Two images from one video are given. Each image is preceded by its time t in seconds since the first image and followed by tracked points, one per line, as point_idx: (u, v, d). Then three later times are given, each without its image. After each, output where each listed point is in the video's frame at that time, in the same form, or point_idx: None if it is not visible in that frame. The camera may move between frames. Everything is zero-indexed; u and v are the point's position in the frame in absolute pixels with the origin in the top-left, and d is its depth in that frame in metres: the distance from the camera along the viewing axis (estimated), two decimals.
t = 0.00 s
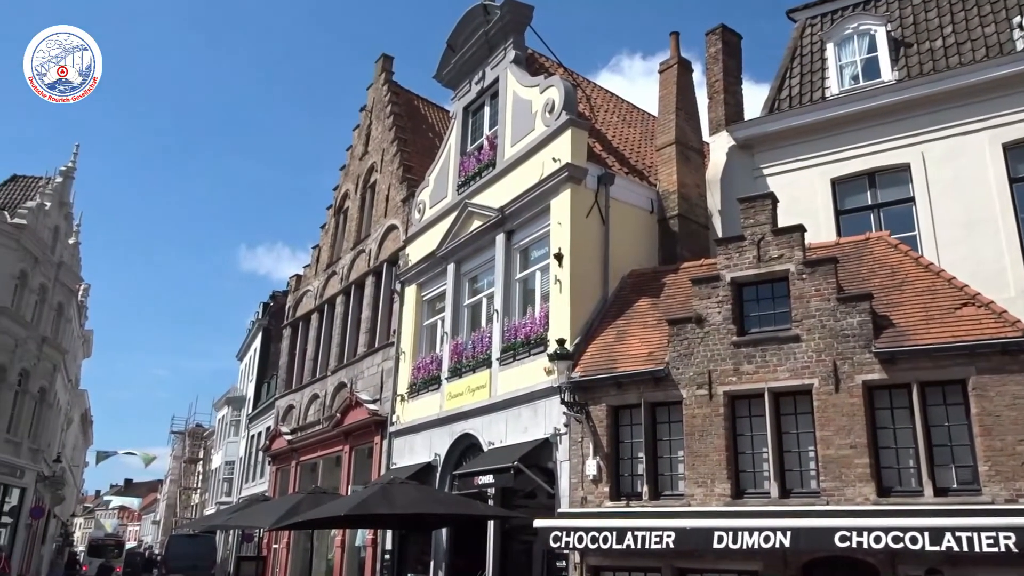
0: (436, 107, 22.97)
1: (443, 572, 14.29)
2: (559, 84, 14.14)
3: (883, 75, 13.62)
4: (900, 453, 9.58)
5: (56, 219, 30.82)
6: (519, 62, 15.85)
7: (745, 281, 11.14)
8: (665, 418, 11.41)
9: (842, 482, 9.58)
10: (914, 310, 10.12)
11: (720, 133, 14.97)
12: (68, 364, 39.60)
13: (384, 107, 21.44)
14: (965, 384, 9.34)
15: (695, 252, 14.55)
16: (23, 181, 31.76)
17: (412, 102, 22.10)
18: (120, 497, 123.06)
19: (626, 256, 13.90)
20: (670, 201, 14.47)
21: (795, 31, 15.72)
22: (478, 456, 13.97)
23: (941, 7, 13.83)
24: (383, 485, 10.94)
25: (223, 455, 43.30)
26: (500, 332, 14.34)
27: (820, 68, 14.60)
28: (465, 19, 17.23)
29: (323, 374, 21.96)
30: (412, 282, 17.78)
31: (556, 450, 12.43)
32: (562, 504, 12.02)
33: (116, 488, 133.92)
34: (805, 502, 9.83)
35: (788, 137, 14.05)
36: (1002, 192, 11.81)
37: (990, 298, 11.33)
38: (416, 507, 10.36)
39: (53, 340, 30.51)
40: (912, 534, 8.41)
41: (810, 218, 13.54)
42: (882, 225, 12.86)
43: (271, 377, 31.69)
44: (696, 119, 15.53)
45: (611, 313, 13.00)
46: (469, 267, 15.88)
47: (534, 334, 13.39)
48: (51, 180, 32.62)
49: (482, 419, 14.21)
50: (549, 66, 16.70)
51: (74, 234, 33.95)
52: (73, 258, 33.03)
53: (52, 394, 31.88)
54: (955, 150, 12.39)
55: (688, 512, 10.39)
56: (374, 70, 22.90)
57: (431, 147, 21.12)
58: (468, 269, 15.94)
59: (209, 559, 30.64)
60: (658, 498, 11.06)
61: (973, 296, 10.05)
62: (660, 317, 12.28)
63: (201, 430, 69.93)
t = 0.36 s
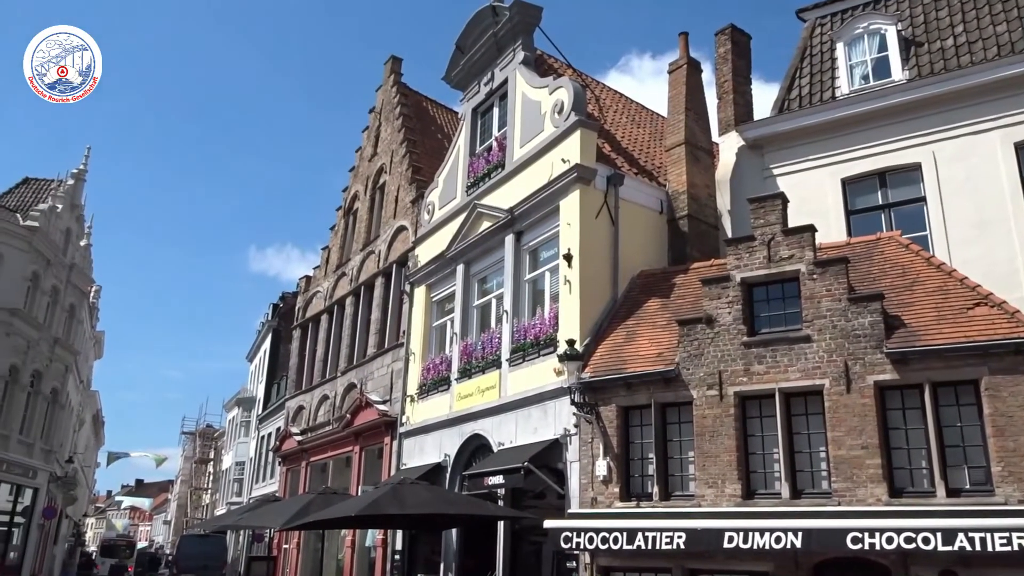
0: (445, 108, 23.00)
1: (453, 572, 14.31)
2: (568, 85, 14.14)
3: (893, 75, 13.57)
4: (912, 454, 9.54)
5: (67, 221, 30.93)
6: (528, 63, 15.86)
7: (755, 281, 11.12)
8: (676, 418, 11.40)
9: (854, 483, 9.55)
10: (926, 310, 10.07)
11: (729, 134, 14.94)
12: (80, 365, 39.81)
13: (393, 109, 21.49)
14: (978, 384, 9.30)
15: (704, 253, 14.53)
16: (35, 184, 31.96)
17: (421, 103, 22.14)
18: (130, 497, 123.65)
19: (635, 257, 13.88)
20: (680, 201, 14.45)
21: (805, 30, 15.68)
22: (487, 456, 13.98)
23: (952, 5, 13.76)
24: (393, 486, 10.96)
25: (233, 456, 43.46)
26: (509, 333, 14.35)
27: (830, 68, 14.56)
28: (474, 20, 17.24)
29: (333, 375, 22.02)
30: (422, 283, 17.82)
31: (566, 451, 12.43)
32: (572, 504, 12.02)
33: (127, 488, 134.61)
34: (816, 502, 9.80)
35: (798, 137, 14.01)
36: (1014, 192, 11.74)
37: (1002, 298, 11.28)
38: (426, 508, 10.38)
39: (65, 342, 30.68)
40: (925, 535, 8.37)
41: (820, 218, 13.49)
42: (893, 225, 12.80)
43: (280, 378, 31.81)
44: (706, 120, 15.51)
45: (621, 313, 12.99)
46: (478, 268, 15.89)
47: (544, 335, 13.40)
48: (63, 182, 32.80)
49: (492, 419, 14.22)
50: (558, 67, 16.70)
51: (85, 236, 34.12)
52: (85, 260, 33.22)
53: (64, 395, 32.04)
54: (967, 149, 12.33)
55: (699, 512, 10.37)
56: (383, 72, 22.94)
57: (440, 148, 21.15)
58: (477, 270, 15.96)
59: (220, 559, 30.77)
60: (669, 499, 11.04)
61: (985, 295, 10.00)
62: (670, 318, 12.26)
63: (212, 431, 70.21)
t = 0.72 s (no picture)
0: (453, 109, 23.02)
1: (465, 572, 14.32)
2: (576, 85, 14.13)
3: (903, 71, 13.51)
4: (925, 452, 9.49)
5: (79, 226, 31.05)
6: (536, 63, 15.86)
7: (766, 280, 11.09)
8: (687, 417, 11.38)
9: (867, 481, 9.51)
10: (938, 307, 10.03)
11: (738, 132, 14.92)
12: (92, 368, 40.02)
13: (402, 110, 21.52)
14: (991, 381, 9.25)
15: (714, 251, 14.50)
16: (47, 188, 32.15)
17: (429, 104, 22.17)
18: (143, 499, 124.23)
19: (645, 256, 13.87)
20: (689, 200, 14.42)
21: (813, 27, 15.63)
22: (499, 456, 13.99)
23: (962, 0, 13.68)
24: (405, 486, 10.98)
25: (244, 457, 43.61)
26: (520, 333, 14.35)
27: (839, 64, 14.51)
28: (482, 21, 17.26)
29: (344, 376, 22.07)
30: (431, 283, 17.85)
31: (577, 450, 12.42)
32: (584, 504, 12.02)
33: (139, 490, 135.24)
34: (830, 500, 9.77)
35: (807, 134, 13.97)
36: None
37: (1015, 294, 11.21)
38: (439, 508, 10.39)
39: (77, 345, 30.84)
40: (939, 533, 8.33)
41: (831, 215, 13.45)
42: (904, 222, 12.75)
43: (291, 380, 31.90)
44: (715, 118, 15.47)
45: (631, 313, 12.98)
46: (488, 269, 15.91)
47: (554, 335, 13.39)
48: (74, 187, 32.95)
49: (503, 420, 14.23)
50: (566, 67, 16.70)
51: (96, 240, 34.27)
52: (96, 263, 33.40)
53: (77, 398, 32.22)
54: (978, 145, 12.27)
55: (712, 511, 10.35)
56: (391, 73, 22.97)
57: (448, 148, 21.17)
58: (487, 270, 15.97)
59: (233, 560, 30.89)
60: (681, 498, 11.03)
61: (998, 292, 9.95)
62: (681, 317, 12.24)
63: (223, 433, 70.39)
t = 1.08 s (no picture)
0: (462, 109, 23.02)
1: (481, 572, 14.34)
2: (586, 83, 14.10)
3: (915, 63, 13.40)
4: (943, 447, 9.41)
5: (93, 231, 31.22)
6: (545, 62, 15.84)
7: (779, 276, 11.02)
8: (702, 415, 11.33)
9: (884, 477, 9.44)
10: (954, 301, 9.94)
11: (749, 128, 14.86)
12: (108, 372, 40.30)
13: (411, 111, 21.56)
14: (1009, 375, 9.16)
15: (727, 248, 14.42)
16: (60, 195, 32.38)
17: (438, 104, 22.18)
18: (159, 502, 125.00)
19: (657, 253, 13.81)
20: (701, 197, 14.36)
21: (824, 21, 15.53)
22: (513, 456, 13.98)
23: None
24: (420, 487, 10.99)
25: (259, 459, 43.79)
26: (532, 332, 14.33)
27: (850, 58, 14.41)
28: (490, 21, 17.25)
29: (357, 377, 22.12)
30: (443, 284, 17.86)
31: (592, 449, 12.39)
32: (599, 503, 11.98)
33: (155, 493, 136.06)
34: (846, 497, 9.71)
35: (819, 128, 13.90)
36: None
37: None
38: (454, 509, 10.39)
39: (92, 350, 31.05)
40: (959, 530, 8.25)
41: (844, 210, 13.36)
42: (918, 216, 12.64)
43: (304, 381, 32.01)
44: (726, 114, 15.40)
45: (644, 310, 12.94)
46: (500, 268, 15.90)
47: (566, 334, 13.37)
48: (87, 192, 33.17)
49: (517, 419, 14.22)
50: (575, 65, 16.66)
51: (110, 245, 34.48)
52: (110, 268, 33.62)
53: (93, 402, 32.44)
54: (992, 138, 12.16)
55: (728, 509, 10.30)
56: (400, 75, 23.00)
57: (458, 149, 21.18)
58: (499, 270, 15.96)
59: (249, 562, 31.04)
60: (696, 496, 10.98)
61: (1015, 286, 9.86)
62: (694, 314, 12.18)
63: (237, 435, 70.63)
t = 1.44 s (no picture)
0: (475, 108, 23.04)
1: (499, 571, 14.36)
2: (599, 81, 14.08)
3: (931, 57, 13.28)
4: (963, 444, 9.33)
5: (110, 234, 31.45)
6: (558, 60, 15.84)
7: (796, 272, 10.96)
8: (719, 413, 11.29)
9: (904, 474, 9.37)
10: (974, 297, 9.85)
11: (764, 123, 14.80)
12: (126, 374, 40.66)
13: (424, 111, 21.60)
14: None
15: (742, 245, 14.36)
16: (78, 198, 32.66)
17: (451, 104, 22.21)
18: (177, 503, 125.99)
19: (672, 251, 13.77)
20: (715, 194, 14.30)
21: (838, 15, 15.43)
22: (530, 455, 13.98)
23: None
24: (438, 486, 11.01)
25: (276, 459, 44.03)
26: (548, 331, 14.33)
27: (865, 53, 14.31)
28: (502, 20, 17.27)
29: (373, 377, 22.19)
30: (458, 283, 17.89)
31: (608, 448, 12.37)
32: (616, 501, 11.96)
33: (172, 494, 137.06)
34: (866, 495, 9.64)
35: (834, 124, 13.81)
36: None
37: None
38: (472, 508, 10.40)
39: (110, 352, 31.32)
40: (981, 527, 8.16)
41: (860, 206, 13.27)
42: (936, 210, 12.54)
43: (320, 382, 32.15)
44: (740, 111, 15.34)
45: (660, 309, 12.90)
46: (514, 267, 15.90)
47: (582, 332, 13.36)
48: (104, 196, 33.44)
49: (533, 418, 14.22)
50: (588, 63, 16.64)
51: (127, 248, 34.77)
52: (127, 270, 33.89)
53: (112, 403, 32.73)
54: (1010, 131, 12.04)
55: (746, 507, 10.25)
56: (413, 75, 23.04)
57: (471, 148, 21.21)
58: (513, 269, 15.96)
59: (267, 562, 31.23)
60: (714, 494, 10.94)
61: None
62: (710, 312, 12.14)
63: (253, 435, 70.96)
